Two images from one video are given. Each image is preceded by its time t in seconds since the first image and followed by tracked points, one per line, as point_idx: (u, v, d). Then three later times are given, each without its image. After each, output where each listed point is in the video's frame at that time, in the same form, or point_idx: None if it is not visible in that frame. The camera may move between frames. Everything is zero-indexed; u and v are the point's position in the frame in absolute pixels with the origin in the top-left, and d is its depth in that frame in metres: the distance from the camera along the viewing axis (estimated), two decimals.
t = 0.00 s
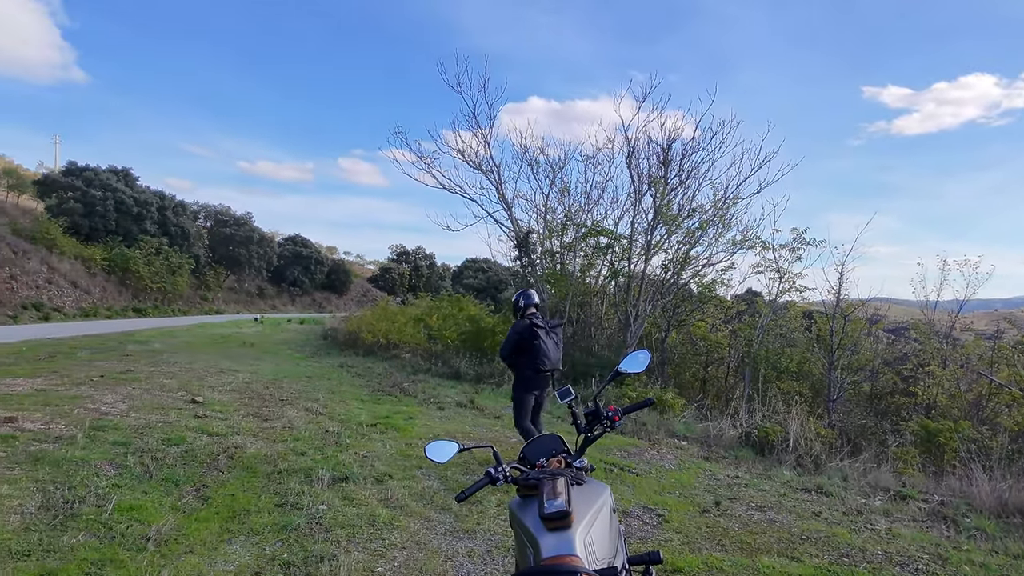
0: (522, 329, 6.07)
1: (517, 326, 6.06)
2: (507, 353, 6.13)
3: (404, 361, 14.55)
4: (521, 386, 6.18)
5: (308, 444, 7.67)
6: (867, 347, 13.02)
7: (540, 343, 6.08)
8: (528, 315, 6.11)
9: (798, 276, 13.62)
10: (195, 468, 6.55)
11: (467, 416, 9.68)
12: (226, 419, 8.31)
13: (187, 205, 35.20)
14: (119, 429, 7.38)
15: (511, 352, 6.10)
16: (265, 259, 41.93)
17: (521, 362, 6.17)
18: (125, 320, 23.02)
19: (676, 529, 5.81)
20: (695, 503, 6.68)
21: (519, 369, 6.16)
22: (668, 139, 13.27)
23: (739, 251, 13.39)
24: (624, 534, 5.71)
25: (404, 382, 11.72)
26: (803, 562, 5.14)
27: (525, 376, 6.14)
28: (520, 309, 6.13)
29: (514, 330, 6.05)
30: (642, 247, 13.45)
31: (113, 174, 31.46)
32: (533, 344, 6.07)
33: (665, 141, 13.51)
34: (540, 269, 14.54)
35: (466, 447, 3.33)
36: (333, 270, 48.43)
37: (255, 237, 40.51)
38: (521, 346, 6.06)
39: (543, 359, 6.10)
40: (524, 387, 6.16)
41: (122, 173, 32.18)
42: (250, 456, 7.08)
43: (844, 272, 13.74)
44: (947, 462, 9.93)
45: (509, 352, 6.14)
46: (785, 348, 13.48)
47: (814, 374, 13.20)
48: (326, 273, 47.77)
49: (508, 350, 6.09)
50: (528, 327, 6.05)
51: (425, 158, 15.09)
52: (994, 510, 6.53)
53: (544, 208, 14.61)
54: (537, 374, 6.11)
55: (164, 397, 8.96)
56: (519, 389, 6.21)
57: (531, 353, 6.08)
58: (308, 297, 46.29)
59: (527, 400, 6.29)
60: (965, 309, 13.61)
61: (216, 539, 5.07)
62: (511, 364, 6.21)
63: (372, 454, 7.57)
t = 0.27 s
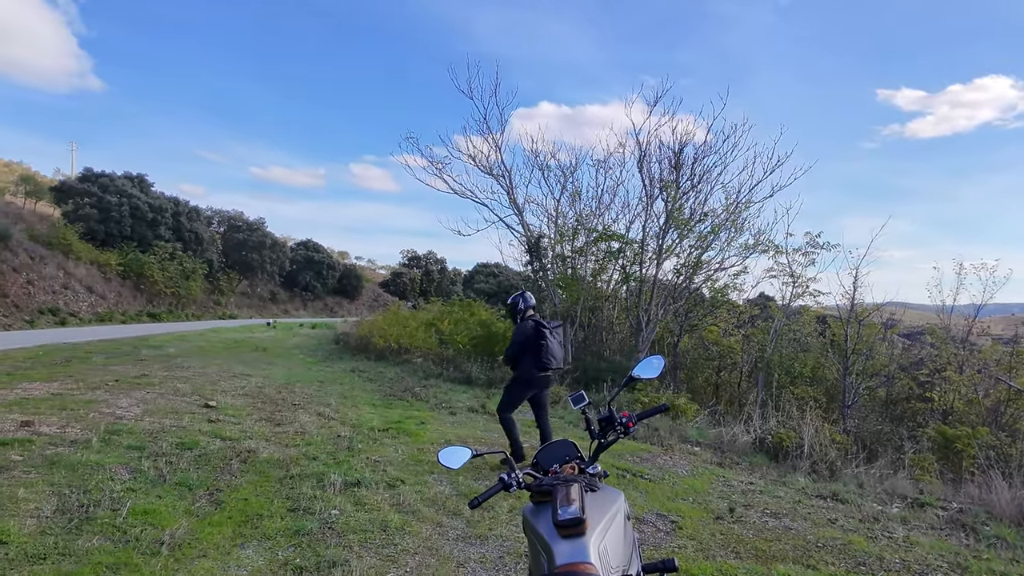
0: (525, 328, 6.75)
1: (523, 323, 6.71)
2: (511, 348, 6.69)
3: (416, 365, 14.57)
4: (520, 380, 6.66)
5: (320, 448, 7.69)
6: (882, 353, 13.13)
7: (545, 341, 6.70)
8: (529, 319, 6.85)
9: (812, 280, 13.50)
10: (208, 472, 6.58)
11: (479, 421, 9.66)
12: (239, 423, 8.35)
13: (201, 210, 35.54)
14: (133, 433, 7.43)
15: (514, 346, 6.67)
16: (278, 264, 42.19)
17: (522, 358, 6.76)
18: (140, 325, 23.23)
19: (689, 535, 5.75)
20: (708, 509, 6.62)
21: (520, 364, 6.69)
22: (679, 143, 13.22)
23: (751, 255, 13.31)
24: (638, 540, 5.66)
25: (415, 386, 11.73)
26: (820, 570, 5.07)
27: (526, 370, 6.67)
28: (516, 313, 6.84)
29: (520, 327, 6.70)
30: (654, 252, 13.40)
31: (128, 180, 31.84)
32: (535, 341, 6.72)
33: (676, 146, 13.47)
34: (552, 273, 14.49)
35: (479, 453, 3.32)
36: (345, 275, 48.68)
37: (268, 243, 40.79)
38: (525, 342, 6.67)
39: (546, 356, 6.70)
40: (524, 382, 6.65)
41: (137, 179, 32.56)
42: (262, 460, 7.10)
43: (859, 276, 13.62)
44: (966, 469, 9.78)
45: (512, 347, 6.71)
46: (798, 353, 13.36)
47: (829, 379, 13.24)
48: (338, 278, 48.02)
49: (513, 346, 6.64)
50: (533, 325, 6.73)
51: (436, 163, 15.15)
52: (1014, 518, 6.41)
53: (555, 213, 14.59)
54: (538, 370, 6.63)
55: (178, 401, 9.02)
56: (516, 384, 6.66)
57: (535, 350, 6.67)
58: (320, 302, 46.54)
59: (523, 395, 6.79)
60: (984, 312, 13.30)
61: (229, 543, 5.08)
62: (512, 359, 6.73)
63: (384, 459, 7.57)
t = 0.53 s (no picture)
0: (514, 335, 6.74)
1: (513, 332, 6.70)
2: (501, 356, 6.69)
3: (425, 368, 14.57)
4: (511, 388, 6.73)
5: (329, 451, 7.70)
6: (893, 357, 13.00)
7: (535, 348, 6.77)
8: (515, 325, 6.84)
9: (823, 283, 13.40)
10: (219, 475, 6.60)
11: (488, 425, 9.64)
12: (249, 426, 8.37)
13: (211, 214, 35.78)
14: (145, 436, 7.47)
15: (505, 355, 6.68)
16: (288, 267, 42.38)
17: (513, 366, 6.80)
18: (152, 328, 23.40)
19: (701, 541, 5.70)
20: (720, 514, 6.56)
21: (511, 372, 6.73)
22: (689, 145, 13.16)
23: (762, 258, 13.22)
24: (649, 546, 5.62)
25: (424, 390, 11.72)
26: None
27: (517, 378, 6.73)
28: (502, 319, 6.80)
29: (511, 336, 6.69)
30: (663, 254, 13.35)
31: (140, 184, 32.12)
32: (525, 348, 6.77)
33: (686, 148, 13.40)
34: (561, 276, 14.43)
35: (489, 457, 3.30)
36: (354, 278, 48.85)
37: (278, 246, 40.99)
38: (516, 350, 6.69)
39: (536, 363, 6.80)
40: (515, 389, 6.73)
41: (149, 183, 32.84)
42: (272, 463, 7.11)
43: (871, 279, 13.50)
44: (981, 474, 9.65)
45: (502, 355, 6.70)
46: (810, 356, 13.27)
47: (840, 383, 13.12)
48: (347, 281, 48.19)
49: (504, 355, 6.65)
50: (523, 333, 6.75)
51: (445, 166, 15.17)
52: None
53: (564, 216, 14.56)
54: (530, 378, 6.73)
55: (189, 404, 9.06)
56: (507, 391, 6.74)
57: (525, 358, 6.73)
58: (330, 305, 46.73)
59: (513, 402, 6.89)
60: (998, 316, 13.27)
61: (239, 547, 5.09)
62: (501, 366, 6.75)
63: (394, 462, 7.57)
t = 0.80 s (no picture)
0: (496, 333, 6.95)
1: (495, 330, 6.90)
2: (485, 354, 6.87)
3: (435, 370, 14.58)
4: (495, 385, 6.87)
5: (340, 453, 7.72)
6: (907, 359, 12.74)
7: (518, 347, 6.96)
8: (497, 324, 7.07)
9: (835, 285, 13.29)
10: (230, 476, 6.64)
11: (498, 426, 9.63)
12: (260, 427, 8.42)
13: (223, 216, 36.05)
14: (157, 437, 7.52)
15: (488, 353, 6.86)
16: (299, 269, 42.61)
17: (496, 365, 6.96)
18: (164, 329, 23.61)
19: (712, 545, 5.65)
20: (731, 518, 6.51)
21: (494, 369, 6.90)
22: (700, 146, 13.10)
23: (774, 259, 13.13)
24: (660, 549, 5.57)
25: (434, 392, 11.73)
26: None
27: (502, 376, 6.90)
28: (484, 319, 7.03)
29: (495, 335, 6.88)
30: (674, 256, 13.30)
31: (153, 187, 32.42)
32: (508, 346, 6.97)
33: (696, 149, 13.35)
34: (571, 278, 14.40)
35: (499, 461, 3.29)
36: (365, 280, 49.05)
37: (289, 248, 41.17)
38: (499, 348, 6.89)
39: (519, 360, 6.99)
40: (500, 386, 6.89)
41: (161, 186, 33.14)
42: (283, 465, 7.14)
43: (884, 281, 13.39)
44: (997, 478, 9.53)
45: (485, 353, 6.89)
46: (822, 358, 13.16)
47: (853, 386, 13.00)
48: (357, 283, 48.39)
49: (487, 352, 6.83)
50: (505, 331, 6.96)
51: (455, 168, 15.20)
52: None
53: (574, 217, 14.54)
54: (513, 374, 6.89)
55: (201, 405, 9.12)
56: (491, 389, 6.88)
57: (508, 355, 6.91)
58: (340, 306, 46.96)
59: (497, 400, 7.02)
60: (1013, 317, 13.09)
61: (250, 548, 5.11)
62: (485, 365, 6.93)
63: (404, 464, 7.58)
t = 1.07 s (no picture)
0: (492, 332, 7.01)
1: (493, 329, 6.96)
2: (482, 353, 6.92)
3: (448, 371, 14.61)
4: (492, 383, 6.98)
5: (353, 453, 7.76)
6: (925, 360, 12.48)
7: (512, 345, 7.12)
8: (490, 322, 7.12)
9: (851, 285, 13.16)
10: (245, 476, 6.69)
11: (511, 427, 9.62)
12: (275, 427, 8.47)
13: (238, 218, 36.38)
14: (174, 437, 7.60)
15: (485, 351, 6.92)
16: (313, 270, 42.89)
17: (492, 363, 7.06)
18: (180, 330, 23.87)
19: (727, 547, 5.61)
20: (746, 520, 6.46)
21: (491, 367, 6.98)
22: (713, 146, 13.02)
23: (788, 260, 13.02)
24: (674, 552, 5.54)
25: (447, 392, 11.75)
26: None
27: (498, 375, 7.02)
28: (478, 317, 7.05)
29: (493, 334, 6.96)
30: (687, 257, 13.25)
31: (169, 189, 32.79)
32: (502, 345, 7.08)
33: (710, 149, 13.27)
34: (583, 279, 14.36)
35: (513, 462, 3.27)
36: (378, 281, 49.30)
37: (302, 249, 41.45)
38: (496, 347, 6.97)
39: (512, 358, 7.16)
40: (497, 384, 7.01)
41: (177, 188, 33.51)
42: (297, 465, 7.19)
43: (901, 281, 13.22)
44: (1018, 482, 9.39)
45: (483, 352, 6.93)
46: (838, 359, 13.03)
47: (870, 388, 12.63)
48: (370, 284, 48.63)
49: (485, 351, 6.89)
50: (501, 330, 7.07)
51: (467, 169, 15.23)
52: None
53: (586, 218, 14.51)
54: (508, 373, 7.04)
55: (216, 405, 9.20)
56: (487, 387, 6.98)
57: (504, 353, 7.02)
58: (353, 307, 47.23)
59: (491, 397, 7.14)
60: None
61: (265, 548, 5.14)
62: (481, 364, 6.98)
63: (417, 465, 7.60)
